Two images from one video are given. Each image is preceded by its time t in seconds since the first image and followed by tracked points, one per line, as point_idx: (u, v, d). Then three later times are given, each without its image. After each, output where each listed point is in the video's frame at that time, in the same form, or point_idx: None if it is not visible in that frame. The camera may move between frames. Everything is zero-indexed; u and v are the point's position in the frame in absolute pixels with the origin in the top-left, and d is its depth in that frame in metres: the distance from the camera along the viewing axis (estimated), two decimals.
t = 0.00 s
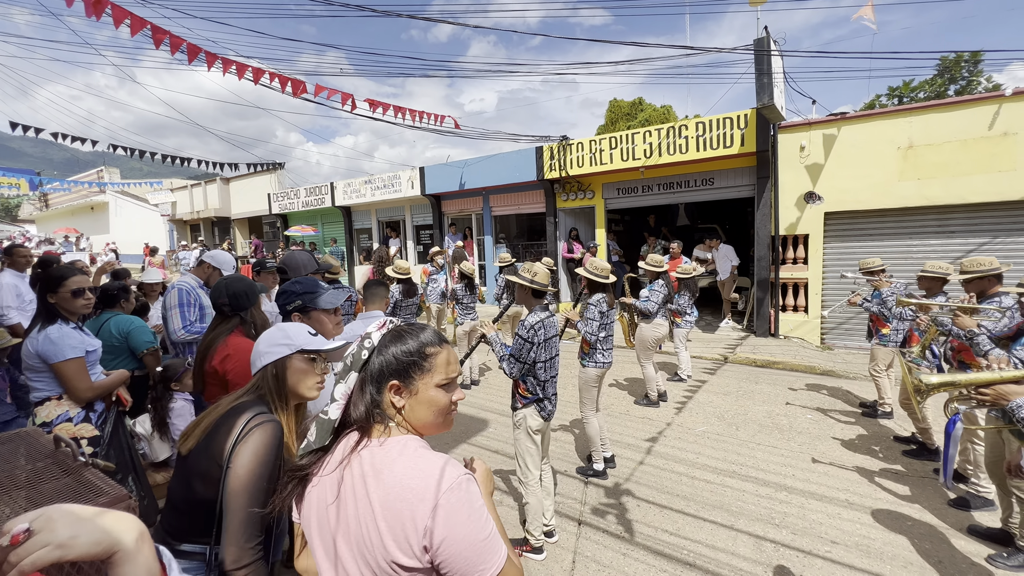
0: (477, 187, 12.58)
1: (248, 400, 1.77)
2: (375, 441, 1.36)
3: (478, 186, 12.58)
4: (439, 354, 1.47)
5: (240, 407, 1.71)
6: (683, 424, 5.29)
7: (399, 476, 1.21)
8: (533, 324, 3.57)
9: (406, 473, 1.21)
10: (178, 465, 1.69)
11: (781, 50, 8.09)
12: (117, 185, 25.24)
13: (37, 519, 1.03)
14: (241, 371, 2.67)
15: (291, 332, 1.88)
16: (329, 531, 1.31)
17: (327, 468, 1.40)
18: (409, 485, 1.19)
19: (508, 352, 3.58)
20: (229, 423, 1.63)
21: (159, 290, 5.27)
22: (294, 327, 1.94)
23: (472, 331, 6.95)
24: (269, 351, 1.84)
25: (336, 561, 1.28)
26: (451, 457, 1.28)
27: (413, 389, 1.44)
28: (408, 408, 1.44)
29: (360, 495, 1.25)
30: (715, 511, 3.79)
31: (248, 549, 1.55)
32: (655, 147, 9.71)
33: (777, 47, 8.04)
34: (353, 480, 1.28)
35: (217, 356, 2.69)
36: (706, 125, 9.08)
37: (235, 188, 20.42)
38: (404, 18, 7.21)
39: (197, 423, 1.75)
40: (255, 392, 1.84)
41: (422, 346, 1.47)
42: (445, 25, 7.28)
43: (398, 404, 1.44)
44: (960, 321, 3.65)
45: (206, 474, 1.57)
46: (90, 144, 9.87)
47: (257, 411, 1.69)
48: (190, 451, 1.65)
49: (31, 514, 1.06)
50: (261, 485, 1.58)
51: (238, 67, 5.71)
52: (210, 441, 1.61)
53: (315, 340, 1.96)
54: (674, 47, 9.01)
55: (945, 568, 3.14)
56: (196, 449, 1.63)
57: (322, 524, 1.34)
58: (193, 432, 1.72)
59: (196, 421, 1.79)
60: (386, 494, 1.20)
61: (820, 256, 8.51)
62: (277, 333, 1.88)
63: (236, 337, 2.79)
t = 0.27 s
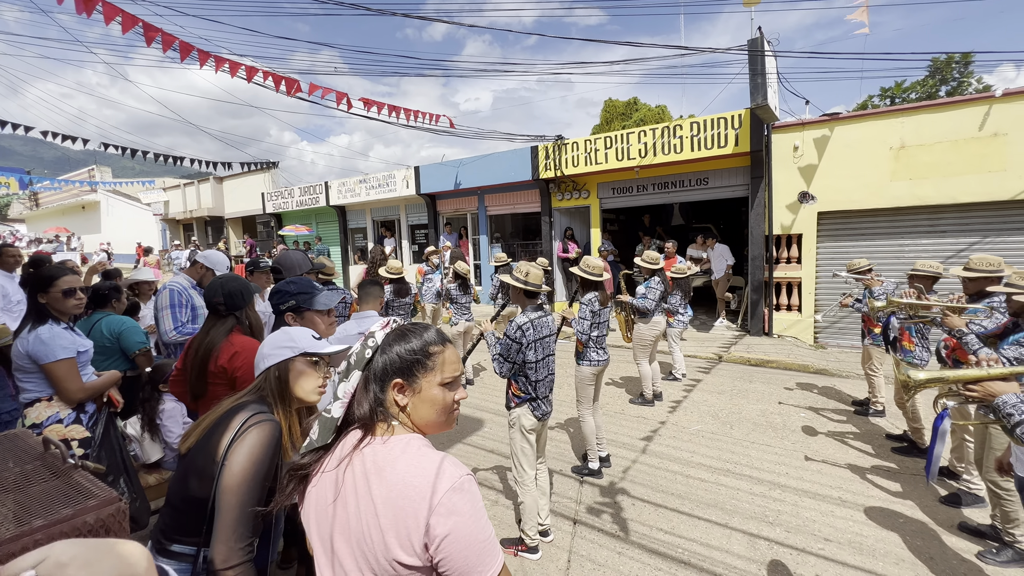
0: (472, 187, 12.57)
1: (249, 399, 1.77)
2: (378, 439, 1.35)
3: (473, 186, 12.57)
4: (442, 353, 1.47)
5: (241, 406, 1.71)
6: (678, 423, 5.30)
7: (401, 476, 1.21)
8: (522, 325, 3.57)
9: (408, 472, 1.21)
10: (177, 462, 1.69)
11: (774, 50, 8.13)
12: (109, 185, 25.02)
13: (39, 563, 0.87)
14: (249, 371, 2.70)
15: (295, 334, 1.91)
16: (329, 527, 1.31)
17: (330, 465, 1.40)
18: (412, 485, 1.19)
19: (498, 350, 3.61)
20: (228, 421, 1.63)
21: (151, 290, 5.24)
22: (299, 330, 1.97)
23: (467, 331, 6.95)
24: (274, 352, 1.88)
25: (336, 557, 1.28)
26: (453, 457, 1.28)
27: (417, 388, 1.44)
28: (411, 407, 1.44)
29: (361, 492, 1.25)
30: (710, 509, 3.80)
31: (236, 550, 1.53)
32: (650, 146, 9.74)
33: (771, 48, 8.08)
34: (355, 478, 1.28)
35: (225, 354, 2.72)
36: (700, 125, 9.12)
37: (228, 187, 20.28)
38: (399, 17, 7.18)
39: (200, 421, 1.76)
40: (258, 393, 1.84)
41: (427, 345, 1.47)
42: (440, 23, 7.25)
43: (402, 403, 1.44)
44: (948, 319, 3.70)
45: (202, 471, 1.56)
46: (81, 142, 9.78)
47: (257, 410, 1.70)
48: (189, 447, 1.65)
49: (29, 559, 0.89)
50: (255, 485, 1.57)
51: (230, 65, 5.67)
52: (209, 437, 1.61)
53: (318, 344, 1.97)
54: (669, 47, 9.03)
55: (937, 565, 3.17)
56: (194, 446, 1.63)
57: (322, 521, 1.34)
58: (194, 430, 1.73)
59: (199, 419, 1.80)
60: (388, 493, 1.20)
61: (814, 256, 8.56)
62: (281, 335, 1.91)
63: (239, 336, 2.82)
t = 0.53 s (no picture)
0: (465, 187, 12.56)
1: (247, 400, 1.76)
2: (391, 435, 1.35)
3: (466, 186, 12.56)
4: (454, 352, 1.49)
5: (239, 407, 1.70)
6: (671, 422, 5.33)
7: (416, 471, 1.21)
8: (516, 328, 3.56)
9: (423, 467, 1.21)
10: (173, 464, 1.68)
11: (765, 51, 8.19)
12: (98, 184, 24.76)
13: None
14: (246, 372, 2.71)
15: (296, 337, 1.88)
16: (341, 523, 1.31)
17: (338, 461, 1.39)
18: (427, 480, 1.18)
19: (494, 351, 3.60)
20: (226, 422, 1.62)
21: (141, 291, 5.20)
22: (298, 333, 1.94)
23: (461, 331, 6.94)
24: (273, 354, 1.83)
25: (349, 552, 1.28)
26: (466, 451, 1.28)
27: (429, 386, 1.46)
28: (422, 405, 1.45)
29: (376, 487, 1.25)
30: (703, 508, 3.82)
31: (233, 553, 1.52)
32: (643, 146, 9.78)
33: (762, 48, 8.13)
34: (368, 474, 1.27)
35: (221, 356, 2.70)
36: (693, 125, 9.17)
37: (220, 187, 20.12)
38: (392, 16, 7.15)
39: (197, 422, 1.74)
40: (255, 396, 1.81)
41: (441, 343, 1.48)
42: (433, 23, 7.24)
43: (413, 401, 1.44)
44: (937, 317, 3.72)
45: (198, 473, 1.55)
46: (69, 142, 9.67)
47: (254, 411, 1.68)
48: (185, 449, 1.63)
49: None
50: (251, 488, 1.55)
51: (221, 64, 5.63)
52: (205, 439, 1.59)
53: (318, 348, 1.95)
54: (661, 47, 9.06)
55: (926, 560, 3.21)
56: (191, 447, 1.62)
57: (333, 516, 1.33)
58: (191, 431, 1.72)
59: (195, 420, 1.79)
60: (403, 489, 1.19)
61: (805, 255, 8.63)
62: (281, 338, 1.87)
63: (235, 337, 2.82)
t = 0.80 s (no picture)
0: (457, 187, 12.54)
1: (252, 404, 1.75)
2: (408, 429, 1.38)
3: (458, 186, 12.55)
4: (465, 351, 1.55)
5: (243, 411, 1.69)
6: (663, 421, 5.36)
7: (435, 461, 1.24)
8: (511, 324, 3.57)
9: (442, 457, 1.25)
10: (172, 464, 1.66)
11: (755, 52, 8.26)
12: (85, 185, 24.43)
13: None
14: (233, 374, 2.68)
15: (304, 350, 1.92)
16: (351, 515, 1.32)
17: (350, 455, 1.38)
18: (447, 470, 1.22)
19: (486, 350, 3.58)
20: (230, 425, 1.61)
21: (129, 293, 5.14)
22: (305, 345, 1.98)
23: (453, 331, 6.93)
24: (281, 364, 1.86)
25: (360, 542, 1.29)
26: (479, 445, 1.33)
27: (444, 382, 1.52)
28: (435, 400, 1.51)
29: (392, 479, 1.27)
30: (695, 506, 3.85)
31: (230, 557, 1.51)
32: (635, 147, 9.83)
33: (752, 50, 8.20)
34: (385, 466, 1.29)
35: (207, 357, 2.67)
36: (684, 126, 9.23)
37: (209, 187, 19.91)
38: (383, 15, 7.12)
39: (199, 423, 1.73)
40: (261, 403, 1.82)
41: (455, 343, 1.55)
42: (425, 22, 7.21)
43: (427, 396, 1.50)
44: (924, 317, 3.75)
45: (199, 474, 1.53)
46: (55, 141, 9.53)
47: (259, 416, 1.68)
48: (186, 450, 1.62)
49: None
50: (253, 492, 1.55)
51: (210, 63, 5.57)
52: (209, 441, 1.58)
53: (324, 360, 1.98)
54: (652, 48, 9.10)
55: (914, 555, 3.25)
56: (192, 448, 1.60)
57: (343, 509, 1.33)
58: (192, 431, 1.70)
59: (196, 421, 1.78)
60: (423, 478, 1.22)
61: (794, 254, 8.72)
62: (289, 349, 1.92)
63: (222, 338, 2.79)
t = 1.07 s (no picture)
0: (447, 187, 12.52)
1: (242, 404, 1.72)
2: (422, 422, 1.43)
3: (449, 187, 12.52)
4: (477, 352, 1.61)
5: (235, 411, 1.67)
6: (653, 420, 5.39)
7: (449, 451, 1.29)
8: (498, 326, 3.55)
9: (454, 446, 1.30)
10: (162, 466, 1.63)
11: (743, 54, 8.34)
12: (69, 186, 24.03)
13: None
14: (217, 377, 2.63)
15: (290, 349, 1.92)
16: (359, 501, 1.34)
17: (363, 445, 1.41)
18: (460, 460, 1.27)
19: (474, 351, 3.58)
20: (221, 426, 1.59)
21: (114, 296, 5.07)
22: (293, 344, 1.98)
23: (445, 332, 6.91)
24: (268, 363, 1.86)
25: (367, 528, 1.32)
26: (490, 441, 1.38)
27: (457, 381, 1.57)
28: (447, 398, 1.56)
29: (403, 465, 1.30)
30: (685, 504, 3.87)
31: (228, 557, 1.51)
32: (625, 147, 9.88)
33: (740, 51, 8.28)
34: (396, 453, 1.33)
35: (193, 360, 2.64)
36: (673, 126, 9.29)
37: (197, 188, 19.70)
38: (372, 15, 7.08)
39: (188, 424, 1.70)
40: (250, 403, 1.82)
41: (467, 344, 1.62)
42: (415, 22, 7.19)
43: (440, 393, 1.55)
44: (905, 313, 3.81)
45: (192, 478, 1.52)
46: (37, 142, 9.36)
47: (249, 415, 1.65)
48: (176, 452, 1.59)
49: None
50: (248, 492, 1.54)
51: (197, 63, 5.51)
52: (200, 442, 1.56)
53: (311, 358, 1.97)
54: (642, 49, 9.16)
55: (899, 550, 3.30)
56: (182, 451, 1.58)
57: (352, 494, 1.36)
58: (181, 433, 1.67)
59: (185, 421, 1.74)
60: (436, 465, 1.26)
61: (783, 254, 8.81)
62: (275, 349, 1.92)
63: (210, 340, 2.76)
